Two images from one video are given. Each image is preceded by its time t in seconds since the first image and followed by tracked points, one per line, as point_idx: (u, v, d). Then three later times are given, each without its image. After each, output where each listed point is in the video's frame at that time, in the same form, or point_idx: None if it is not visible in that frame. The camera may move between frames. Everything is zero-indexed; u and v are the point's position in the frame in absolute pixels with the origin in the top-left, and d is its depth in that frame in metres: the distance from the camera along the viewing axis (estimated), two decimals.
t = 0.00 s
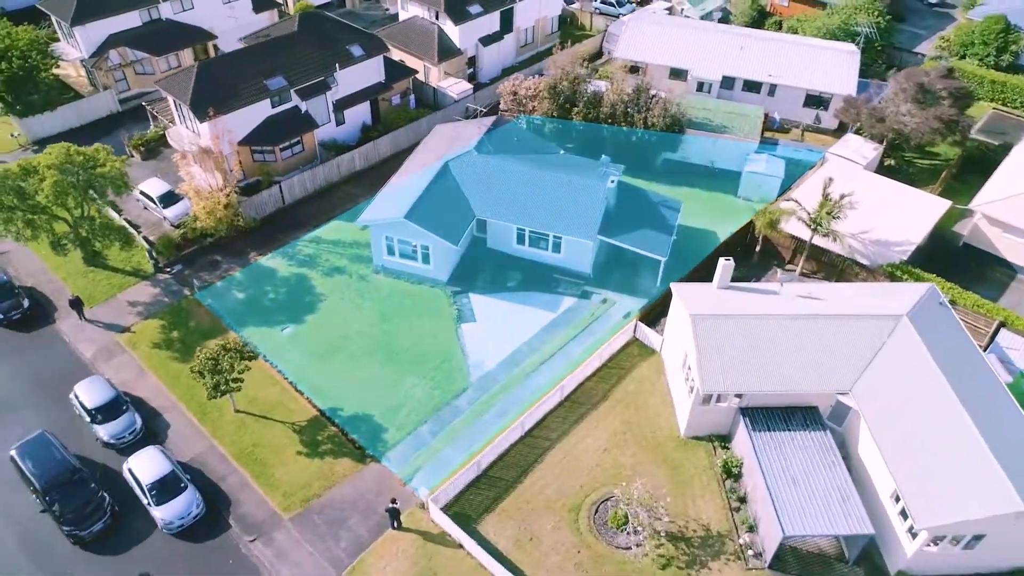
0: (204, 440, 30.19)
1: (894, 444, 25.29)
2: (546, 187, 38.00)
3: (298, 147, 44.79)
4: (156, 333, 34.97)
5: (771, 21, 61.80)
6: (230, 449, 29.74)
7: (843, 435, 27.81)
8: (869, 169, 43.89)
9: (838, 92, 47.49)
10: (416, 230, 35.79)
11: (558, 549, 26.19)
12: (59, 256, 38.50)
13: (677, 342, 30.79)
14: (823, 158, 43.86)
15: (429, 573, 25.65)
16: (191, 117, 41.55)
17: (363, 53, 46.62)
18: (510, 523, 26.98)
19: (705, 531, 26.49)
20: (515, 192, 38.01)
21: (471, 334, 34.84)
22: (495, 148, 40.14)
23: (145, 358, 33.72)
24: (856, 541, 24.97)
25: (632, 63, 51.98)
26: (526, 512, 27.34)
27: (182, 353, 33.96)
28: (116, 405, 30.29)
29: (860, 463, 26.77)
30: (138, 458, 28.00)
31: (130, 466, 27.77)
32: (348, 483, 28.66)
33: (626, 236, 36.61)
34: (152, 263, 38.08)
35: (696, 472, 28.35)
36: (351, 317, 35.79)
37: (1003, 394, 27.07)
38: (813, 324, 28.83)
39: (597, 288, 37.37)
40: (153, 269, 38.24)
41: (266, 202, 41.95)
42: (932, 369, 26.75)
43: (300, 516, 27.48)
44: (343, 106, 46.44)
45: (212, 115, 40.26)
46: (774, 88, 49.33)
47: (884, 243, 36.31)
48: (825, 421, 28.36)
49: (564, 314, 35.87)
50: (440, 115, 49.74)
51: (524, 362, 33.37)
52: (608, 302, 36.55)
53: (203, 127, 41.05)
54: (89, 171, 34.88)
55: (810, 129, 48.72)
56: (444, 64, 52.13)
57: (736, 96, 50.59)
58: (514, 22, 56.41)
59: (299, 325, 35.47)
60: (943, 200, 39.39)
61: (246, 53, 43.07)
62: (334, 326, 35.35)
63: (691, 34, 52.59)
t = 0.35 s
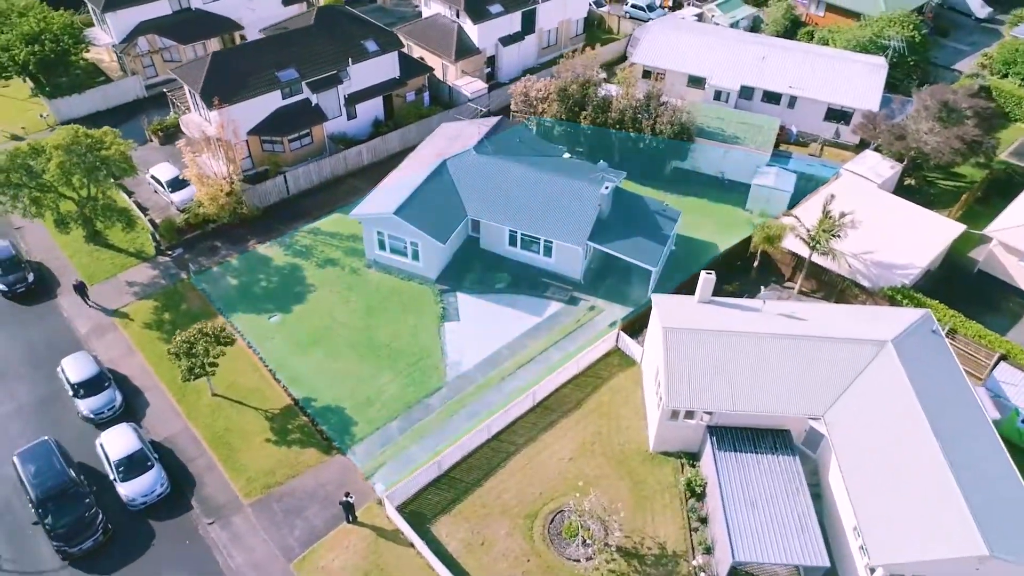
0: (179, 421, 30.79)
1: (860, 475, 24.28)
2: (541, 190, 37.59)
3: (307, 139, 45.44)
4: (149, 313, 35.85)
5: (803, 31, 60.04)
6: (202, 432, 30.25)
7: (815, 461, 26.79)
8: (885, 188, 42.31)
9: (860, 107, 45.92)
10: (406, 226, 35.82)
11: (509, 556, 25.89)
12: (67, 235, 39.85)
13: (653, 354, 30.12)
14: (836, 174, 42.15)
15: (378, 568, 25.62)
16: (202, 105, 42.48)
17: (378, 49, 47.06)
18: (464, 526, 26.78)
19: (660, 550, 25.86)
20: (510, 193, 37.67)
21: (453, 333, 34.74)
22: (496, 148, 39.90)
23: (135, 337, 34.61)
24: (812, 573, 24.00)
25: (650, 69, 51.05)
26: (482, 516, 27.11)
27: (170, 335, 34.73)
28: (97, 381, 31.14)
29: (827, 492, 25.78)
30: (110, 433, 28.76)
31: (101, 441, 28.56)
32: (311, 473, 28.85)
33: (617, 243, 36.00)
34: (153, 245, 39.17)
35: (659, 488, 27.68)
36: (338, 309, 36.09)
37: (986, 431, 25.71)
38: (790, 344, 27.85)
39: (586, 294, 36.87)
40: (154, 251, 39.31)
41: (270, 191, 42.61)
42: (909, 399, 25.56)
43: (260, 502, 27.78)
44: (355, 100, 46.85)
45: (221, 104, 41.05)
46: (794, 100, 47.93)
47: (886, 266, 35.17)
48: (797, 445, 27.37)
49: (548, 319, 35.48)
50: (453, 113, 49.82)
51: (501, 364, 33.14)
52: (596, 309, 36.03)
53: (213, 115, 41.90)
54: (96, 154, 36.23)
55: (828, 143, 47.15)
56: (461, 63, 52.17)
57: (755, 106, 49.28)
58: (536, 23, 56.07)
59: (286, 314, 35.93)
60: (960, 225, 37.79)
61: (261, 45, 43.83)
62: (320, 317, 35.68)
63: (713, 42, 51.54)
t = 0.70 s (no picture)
0: (161, 399, 31.53)
1: (822, 504, 23.33)
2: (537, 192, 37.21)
3: (320, 131, 46.13)
4: (148, 293, 36.84)
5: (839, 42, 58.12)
6: (181, 411, 30.91)
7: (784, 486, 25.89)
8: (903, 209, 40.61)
9: (884, 123, 44.18)
10: (399, 221, 35.95)
11: (460, 558, 25.71)
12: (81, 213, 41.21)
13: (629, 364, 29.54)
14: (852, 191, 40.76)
15: (329, 559, 25.71)
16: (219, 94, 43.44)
17: (395, 45, 47.40)
18: (420, 524, 26.69)
19: (614, 564, 25.33)
20: (507, 193, 37.44)
21: (437, 331, 34.74)
22: (498, 147, 39.68)
23: (131, 315, 35.61)
24: None
25: (671, 76, 50.03)
26: (440, 515, 26.99)
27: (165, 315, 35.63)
28: (88, 355, 32.14)
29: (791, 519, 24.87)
30: (91, 405, 29.63)
31: (82, 412, 29.43)
32: (279, 459, 29.19)
33: (610, 250, 35.46)
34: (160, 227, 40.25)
35: (621, 502, 27.12)
36: (328, 300, 36.46)
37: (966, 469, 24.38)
38: (766, 363, 26.88)
39: (577, 300, 36.44)
40: (160, 233, 40.39)
41: (278, 180, 43.33)
42: (884, 427, 24.35)
43: (226, 484, 28.24)
44: (370, 95, 47.28)
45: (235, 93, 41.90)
46: (816, 113, 46.41)
47: (888, 288, 33.58)
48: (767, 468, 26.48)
49: (534, 323, 35.17)
50: (469, 112, 49.83)
51: (480, 365, 32.97)
52: (585, 315, 35.58)
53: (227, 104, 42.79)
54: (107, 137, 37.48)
55: (850, 159, 45.51)
56: (480, 62, 52.13)
57: (777, 118, 47.87)
58: (561, 25, 55.67)
59: (277, 301, 36.47)
60: (975, 253, 36.00)
61: (279, 36, 44.62)
62: (310, 307, 36.11)
63: (736, 50, 50.22)
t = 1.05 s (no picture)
0: (147, 376, 32.40)
1: (777, 530, 22.46)
2: (534, 193, 36.95)
3: (334, 123, 46.79)
4: (150, 273, 37.90)
5: (876, 56, 56.11)
6: (163, 390, 31.71)
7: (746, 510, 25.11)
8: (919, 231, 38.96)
9: (909, 142, 42.36)
10: (393, 216, 36.12)
11: (411, 555, 25.67)
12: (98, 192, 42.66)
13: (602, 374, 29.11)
14: (865, 210, 39.36)
15: (282, 544, 25.99)
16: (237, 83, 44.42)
17: (414, 41, 47.73)
18: (376, 518, 26.78)
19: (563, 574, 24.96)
20: (504, 194, 37.26)
21: (422, 327, 34.82)
22: (501, 148, 39.55)
23: (131, 293, 36.72)
24: None
25: (692, 84, 49.04)
26: (397, 510, 27.01)
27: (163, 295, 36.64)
28: (83, 329, 33.21)
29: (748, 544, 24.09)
30: (77, 377, 30.57)
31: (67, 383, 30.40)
32: (250, 443, 29.68)
33: (602, 256, 34.96)
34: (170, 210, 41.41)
35: (580, 512, 26.71)
36: (320, 290, 36.94)
37: (937, 507, 23.19)
38: (736, 382, 26.03)
39: (567, 305, 36.05)
40: (170, 215, 41.55)
41: (288, 170, 44.10)
42: (850, 457, 23.30)
43: (196, 464, 28.85)
44: (386, 90, 47.69)
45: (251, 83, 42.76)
46: (838, 127, 44.87)
47: (886, 312, 32.20)
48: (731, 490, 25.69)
49: (520, 326, 34.94)
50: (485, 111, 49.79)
51: (460, 364, 32.93)
52: (572, 320, 35.17)
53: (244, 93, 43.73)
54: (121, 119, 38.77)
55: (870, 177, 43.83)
56: (501, 61, 52.04)
57: (797, 131, 46.46)
58: (587, 27, 55.16)
59: (272, 289, 37.14)
60: (987, 282, 34.32)
61: (300, 29, 45.40)
62: (302, 296, 36.64)
63: (761, 60, 48.86)
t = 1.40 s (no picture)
0: (135, 354, 33.31)
1: (723, 553, 21.74)
2: (528, 195, 36.59)
3: (347, 116, 47.35)
4: (152, 253, 38.95)
5: (911, 71, 53.94)
6: (149, 368, 32.53)
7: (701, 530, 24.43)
8: (930, 254, 37.34)
9: (929, 162, 40.51)
10: (386, 210, 36.31)
11: (361, 548, 25.75)
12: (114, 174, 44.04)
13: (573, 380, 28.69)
14: (876, 230, 37.78)
15: (239, 528, 26.36)
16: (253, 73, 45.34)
17: (431, 38, 47.93)
18: (333, 509, 26.94)
19: None
20: (498, 194, 37.03)
21: (407, 323, 34.91)
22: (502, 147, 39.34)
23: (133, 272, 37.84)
24: None
25: (710, 92, 47.95)
26: (354, 503, 27.12)
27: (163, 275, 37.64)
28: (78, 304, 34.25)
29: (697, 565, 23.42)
30: (67, 349, 31.59)
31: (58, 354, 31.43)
32: (223, 426, 30.19)
33: (591, 261, 34.42)
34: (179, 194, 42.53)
35: (535, 519, 26.41)
36: (312, 280, 37.39)
37: (897, 543, 22.11)
38: (701, 397, 25.20)
39: (554, 308, 35.64)
40: (179, 199, 42.68)
41: (297, 160, 44.75)
42: (806, 483, 22.39)
43: (169, 442, 29.51)
44: (401, 85, 48.00)
45: (265, 73, 43.73)
46: (857, 143, 43.23)
47: (878, 337, 30.91)
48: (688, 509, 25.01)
49: (504, 327, 34.69)
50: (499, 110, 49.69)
51: (438, 362, 32.89)
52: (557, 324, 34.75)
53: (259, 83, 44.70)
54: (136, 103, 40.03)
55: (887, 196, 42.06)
56: (520, 61, 51.84)
57: (815, 144, 44.98)
58: (611, 30, 54.47)
59: (266, 276, 37.76)
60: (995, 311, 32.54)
61: (317, 22, 46.06)
62: (294, 284, 37.15)
63: (784, 70, 47.32)
